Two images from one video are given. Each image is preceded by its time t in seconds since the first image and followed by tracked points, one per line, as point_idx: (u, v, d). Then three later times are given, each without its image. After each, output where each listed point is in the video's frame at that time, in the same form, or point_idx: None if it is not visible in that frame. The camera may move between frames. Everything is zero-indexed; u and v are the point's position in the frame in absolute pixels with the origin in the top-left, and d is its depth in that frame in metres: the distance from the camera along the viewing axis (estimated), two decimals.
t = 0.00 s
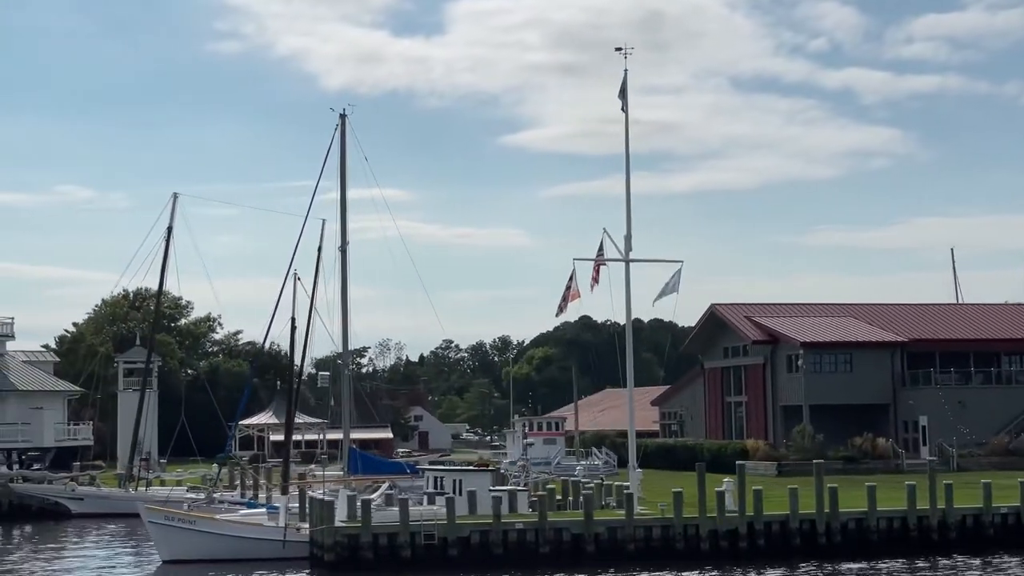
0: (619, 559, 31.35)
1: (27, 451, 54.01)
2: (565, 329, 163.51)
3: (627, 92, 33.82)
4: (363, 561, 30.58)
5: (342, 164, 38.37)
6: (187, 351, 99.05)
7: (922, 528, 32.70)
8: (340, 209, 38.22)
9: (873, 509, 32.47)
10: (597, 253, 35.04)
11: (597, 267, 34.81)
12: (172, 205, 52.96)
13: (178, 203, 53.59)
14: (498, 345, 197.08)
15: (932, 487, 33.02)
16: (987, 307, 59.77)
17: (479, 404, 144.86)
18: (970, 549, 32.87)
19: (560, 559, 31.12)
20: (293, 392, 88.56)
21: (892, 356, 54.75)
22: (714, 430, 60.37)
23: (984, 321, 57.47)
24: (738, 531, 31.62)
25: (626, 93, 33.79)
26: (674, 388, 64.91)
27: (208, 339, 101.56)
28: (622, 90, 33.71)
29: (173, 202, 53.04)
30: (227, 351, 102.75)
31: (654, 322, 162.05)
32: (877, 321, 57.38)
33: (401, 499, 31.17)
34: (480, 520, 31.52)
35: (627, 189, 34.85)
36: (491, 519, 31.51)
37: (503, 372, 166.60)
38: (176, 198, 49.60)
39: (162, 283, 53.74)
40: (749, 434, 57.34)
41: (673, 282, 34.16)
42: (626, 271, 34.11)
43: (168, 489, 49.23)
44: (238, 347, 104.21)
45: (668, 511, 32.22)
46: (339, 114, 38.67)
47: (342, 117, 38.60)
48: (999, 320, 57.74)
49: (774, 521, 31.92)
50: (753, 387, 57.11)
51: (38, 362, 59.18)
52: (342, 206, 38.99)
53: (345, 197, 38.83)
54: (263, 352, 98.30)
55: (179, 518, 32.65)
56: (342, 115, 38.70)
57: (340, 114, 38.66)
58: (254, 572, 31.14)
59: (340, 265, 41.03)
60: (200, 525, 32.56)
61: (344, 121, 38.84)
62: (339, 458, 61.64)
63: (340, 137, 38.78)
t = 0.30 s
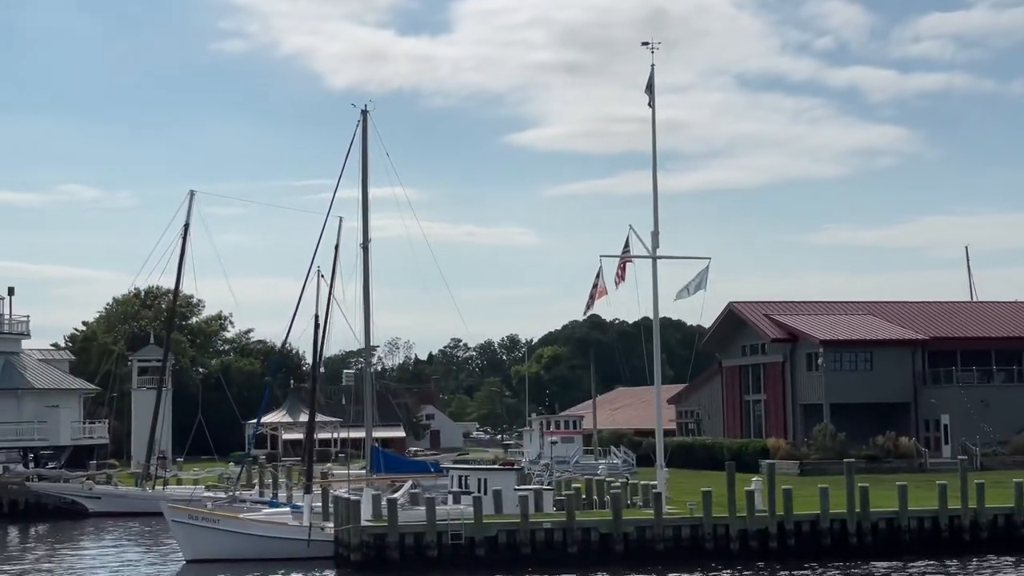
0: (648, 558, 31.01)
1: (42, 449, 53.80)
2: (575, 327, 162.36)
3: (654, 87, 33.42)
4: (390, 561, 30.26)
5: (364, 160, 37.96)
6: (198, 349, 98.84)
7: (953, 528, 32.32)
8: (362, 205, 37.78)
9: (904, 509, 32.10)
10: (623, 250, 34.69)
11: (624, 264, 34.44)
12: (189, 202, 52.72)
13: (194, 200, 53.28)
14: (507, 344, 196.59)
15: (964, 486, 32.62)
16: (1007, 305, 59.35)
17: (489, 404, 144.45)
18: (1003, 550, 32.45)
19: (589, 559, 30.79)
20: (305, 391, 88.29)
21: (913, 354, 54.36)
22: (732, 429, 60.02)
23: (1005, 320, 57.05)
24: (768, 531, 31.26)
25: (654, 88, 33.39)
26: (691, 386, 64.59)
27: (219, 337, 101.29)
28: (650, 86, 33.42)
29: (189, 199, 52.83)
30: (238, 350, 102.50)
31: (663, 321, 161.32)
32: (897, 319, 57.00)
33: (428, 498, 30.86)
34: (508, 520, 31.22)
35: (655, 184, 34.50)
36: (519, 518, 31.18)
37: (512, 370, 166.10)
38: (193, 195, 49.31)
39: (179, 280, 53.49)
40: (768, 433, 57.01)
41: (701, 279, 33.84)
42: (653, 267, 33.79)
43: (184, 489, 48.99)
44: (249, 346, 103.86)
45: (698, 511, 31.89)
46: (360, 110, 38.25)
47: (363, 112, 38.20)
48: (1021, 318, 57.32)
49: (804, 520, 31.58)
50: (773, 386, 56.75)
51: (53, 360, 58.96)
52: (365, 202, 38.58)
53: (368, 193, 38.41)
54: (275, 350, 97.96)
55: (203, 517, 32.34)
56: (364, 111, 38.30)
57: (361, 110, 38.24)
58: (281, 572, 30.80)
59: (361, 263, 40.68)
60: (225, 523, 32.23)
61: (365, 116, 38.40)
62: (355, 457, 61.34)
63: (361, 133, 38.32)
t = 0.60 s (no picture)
0: (677, 558, 30.65)
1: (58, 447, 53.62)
2: (584, 326, 161.44)
3: (682, 82, 33.00)
4: (417, 560, 29.94)
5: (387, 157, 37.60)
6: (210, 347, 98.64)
7: (986, 528, 31.89)
8: (384, 202, 37.21)
9: (936, 508, 31.69)
10: (650, 247, 34.30)
11: (650, 261, 34.05)
12: (206, 199, 52.52)
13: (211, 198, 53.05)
14: (516, 342, 196.05)
15: (996, 485, 32.18)
16: None
17: (500, 403, 144.07)
18: None
19: (618, 558, 30.43)
20: (317, 389, 87.98)
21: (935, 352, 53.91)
22: (750, 428, 59.65)
23: None
24: (799, 530, 30.89)
25: (682, 84, 32.97)
26: (708, 385, 64.25)
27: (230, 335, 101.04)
28: (678, 82, 32.99)
29: (207, 196, 52.66)
30: (250, 348, 102.25)
31: (672, 319, 160.60)
32: (917, 317, 56.58)
33: (455, 497, 30.53)
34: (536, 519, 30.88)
35: (682, 180, 34.11)
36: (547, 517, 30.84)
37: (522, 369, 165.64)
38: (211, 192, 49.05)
39: (196, 278, 53.23)
40: (787, 431, 56.65)
41: (730, 275, 33.47)
42: (681, 264, 33.43)
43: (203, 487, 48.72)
44: (261, 344, 103.56)
45: (727, 510, 31.54)
46: (383, 106, 37.86)
47: (386, 108, 37.81)
48: None
49: (835, 520, 31.21)
50: (792, 384, 56.35)
51: (68, 358, 58.73)
52: (388, 199, 38.22)
53: (391, 190, 38.05)
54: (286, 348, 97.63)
55: (226, 516, 32.06)
56: (387, 107, 37.92)
57: (384, 106, 37.86)
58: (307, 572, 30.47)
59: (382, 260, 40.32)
60: (249, 523, 31.95)
61: (388, 113, 38.05)
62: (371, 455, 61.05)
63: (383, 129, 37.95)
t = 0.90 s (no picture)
0: (706, 558, 30.31)
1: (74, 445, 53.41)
2: (592, 325, 160.95)
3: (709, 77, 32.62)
4: (443, 560, 29.61)
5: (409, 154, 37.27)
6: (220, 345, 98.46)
7: (1017, 528, 31.48)
8: (406, 199, 36.75)
9: (967, 508, 31.30)
10: (676, 244, 33.92)
11: (676, 258, 33.66)
12: (223, 196, 52.24)
13: (227, 195, 52.78)
14: (523, 341, 195.61)
15: None
16: None
17: (510, 402, 143.73)
18: None
19: (647, 558, 30.08)
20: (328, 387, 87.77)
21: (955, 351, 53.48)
22: (768, 427, 59.30)
23: None
24: (829, 530, 30.55)
25: (709, 78, 32.60)
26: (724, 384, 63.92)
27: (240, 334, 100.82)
28: (705, 77, 32.61)
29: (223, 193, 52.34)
30: (260, 346, 101.97)
31: (680, 318, 160.06)
32: (936, 315, 56.20)
33: (482, 496, 30.20)
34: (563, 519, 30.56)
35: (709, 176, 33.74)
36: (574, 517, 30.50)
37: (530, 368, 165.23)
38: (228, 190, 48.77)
39: (213, 276, 52.92)
40: (805, 430, 56.30)
41: (757, 273, 33.10)
42: (709, 261, 33.07)
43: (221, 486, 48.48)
44: (271, 342, 103.34)
45: (756, 510, 31.20)
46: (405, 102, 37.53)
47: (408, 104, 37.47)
48: None
49: (865, 520, 30.85)
50: (811, 383, 55.99)
51: (83, 356, 58.48)
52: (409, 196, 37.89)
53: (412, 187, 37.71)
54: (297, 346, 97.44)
55: (249, 515, 31.81)
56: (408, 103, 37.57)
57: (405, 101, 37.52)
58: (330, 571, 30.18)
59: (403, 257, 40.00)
60: (272, 521, 31.70)
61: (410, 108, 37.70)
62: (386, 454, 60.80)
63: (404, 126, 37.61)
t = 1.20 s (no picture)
0: (735, 558, 29.96)
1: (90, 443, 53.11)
2: (601, 323, 160.50)
3: (737, 71, 32.22)
4: (470, 560, 29.29)
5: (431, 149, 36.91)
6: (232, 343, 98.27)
7: None
8: (428, 195, 36.35)
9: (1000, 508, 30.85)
10: (703, 240, 33.50)
11: (702, 254, 33.26)
12: (239, 193, 51.96)
13: (243, 192, 52.46)
14: (531, 340, 195.29)
15: None
16: None
17: (520, 400, 143.19)
18: None
19: (675, 558, 29.75)
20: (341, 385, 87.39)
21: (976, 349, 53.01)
22: (786, 425, 58.97)
23: None
24: (860, 530, 30.18)
25: (736, 73, 32.20)
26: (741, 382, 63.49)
27: (251, 333, 100.57)
28: (732, 71, 32.23)
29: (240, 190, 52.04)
30: (271, 344, 101.79)
31: (689, 317, 159.61)
32: (955, 313, 55.78)
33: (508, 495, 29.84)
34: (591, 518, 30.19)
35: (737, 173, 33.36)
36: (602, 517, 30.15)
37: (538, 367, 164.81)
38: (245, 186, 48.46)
39: (230, 274, 52.60)
40: (823, 429, 55.97)
41: (786, 270, 32.71)
42: (737, 258, 32.71)
43: (238, 486, 48.20)
44: (282, 341, 103.07)
45: (785, 509, 30.84)
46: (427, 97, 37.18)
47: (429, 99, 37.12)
48: None
49: (895, 519, 30.46)
50: (829, 381, 55.61)
51: (98, 355, 58.22)
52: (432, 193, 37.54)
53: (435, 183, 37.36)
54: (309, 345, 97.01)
55: (273, 514, 31.54)
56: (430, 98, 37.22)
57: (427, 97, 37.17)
58: (356, 571, 29.89)
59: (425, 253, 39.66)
60: (297, 520, 31.41)
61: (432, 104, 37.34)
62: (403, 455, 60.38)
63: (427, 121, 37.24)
